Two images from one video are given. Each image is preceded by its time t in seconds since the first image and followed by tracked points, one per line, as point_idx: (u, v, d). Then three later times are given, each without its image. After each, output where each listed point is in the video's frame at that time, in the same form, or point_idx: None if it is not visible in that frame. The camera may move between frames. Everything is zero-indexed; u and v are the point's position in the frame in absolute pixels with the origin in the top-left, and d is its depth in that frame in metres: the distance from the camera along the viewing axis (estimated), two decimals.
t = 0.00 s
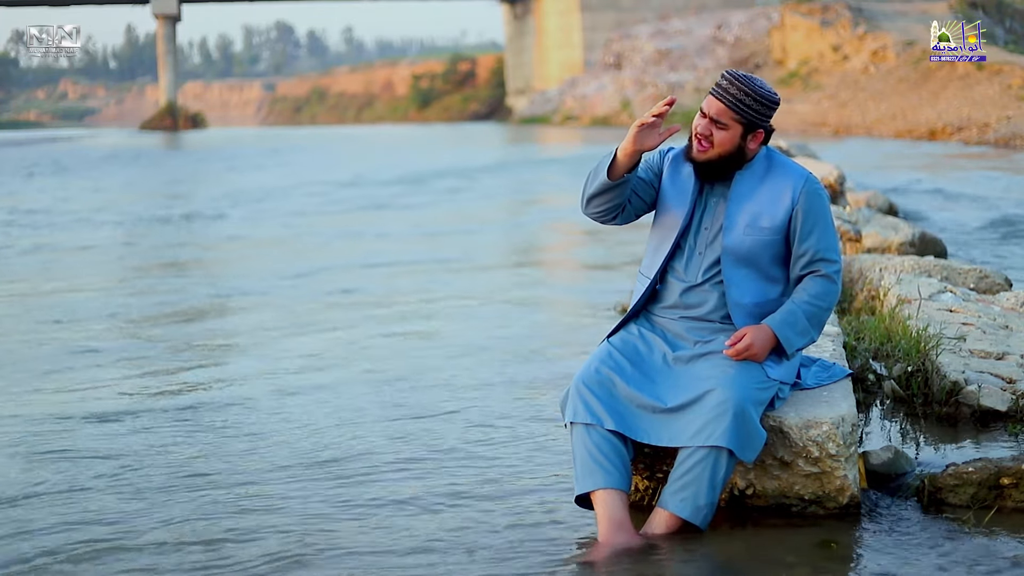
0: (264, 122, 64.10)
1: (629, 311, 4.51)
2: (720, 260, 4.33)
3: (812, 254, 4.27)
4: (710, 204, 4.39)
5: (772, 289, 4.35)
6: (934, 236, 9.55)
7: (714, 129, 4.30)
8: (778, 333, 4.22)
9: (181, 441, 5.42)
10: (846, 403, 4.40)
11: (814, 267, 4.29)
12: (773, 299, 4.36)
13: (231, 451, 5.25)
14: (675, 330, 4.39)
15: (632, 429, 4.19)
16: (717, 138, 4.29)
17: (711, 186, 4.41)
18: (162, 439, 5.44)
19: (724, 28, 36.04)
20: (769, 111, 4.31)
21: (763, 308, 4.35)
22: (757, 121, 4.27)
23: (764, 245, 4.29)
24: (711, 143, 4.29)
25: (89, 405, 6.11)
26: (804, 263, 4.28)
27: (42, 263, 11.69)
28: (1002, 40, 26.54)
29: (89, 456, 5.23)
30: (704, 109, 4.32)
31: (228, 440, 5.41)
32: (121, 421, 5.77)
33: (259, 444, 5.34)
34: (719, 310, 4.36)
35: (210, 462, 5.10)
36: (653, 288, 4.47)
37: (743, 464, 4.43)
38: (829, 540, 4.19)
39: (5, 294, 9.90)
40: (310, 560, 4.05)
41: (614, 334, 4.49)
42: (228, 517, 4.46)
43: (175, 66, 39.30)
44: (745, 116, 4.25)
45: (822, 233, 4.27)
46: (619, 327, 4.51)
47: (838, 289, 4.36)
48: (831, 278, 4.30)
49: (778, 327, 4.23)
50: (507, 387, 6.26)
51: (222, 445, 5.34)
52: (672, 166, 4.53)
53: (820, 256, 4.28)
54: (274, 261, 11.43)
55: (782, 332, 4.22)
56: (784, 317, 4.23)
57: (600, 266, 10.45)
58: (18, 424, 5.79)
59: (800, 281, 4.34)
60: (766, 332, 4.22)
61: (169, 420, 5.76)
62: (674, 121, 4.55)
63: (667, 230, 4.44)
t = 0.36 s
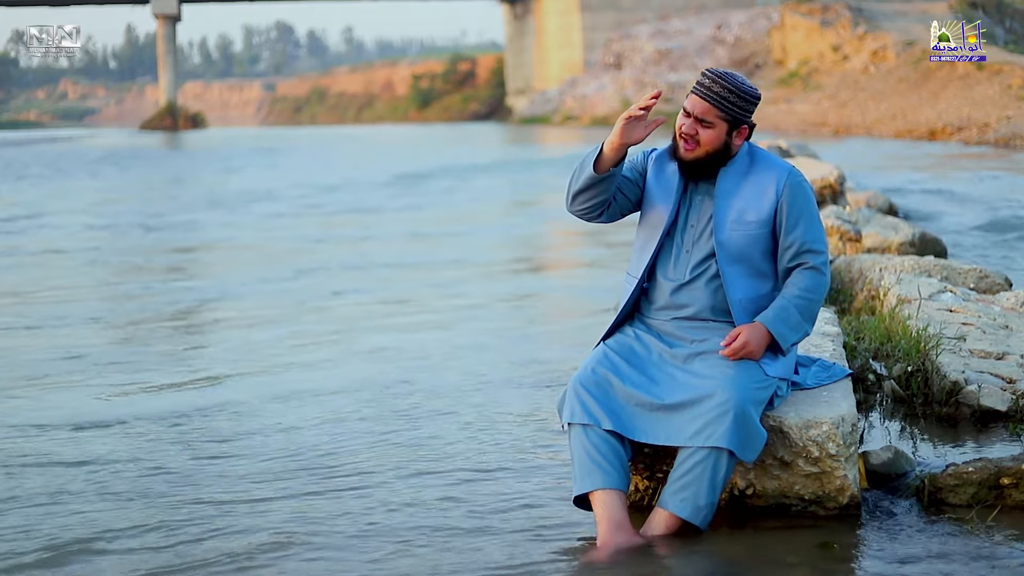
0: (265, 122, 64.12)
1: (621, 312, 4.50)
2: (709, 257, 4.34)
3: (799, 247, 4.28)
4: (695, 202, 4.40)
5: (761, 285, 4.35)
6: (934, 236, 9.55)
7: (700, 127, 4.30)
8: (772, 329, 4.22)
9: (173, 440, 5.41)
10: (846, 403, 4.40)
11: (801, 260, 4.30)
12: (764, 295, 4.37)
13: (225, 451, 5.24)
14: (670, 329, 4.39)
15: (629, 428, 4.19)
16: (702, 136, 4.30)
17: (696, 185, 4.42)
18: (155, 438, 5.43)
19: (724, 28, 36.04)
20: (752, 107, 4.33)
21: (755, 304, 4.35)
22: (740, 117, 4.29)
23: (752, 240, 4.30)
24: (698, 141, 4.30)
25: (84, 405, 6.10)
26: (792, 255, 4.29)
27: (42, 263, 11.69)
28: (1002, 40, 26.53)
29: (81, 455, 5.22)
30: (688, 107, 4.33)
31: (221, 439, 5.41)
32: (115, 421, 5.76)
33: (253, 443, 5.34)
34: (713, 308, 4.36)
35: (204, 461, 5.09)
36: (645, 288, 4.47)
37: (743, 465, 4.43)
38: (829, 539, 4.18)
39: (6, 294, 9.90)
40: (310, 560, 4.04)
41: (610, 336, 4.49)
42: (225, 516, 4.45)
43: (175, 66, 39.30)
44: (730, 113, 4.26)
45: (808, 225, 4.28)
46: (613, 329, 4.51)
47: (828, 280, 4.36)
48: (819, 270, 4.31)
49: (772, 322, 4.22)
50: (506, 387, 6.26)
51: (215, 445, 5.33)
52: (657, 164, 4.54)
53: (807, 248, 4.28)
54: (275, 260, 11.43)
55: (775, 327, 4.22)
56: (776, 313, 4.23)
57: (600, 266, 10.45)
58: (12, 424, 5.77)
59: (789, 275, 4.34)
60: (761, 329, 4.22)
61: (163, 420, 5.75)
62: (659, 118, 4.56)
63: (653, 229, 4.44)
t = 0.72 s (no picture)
0: (265, 122, 64.16)
1: (618, 314, 4.50)
2: (704, 257, 4.34)
3: (789, 243, 4.29)
4: (685, 203, 4.40)
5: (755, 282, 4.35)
6: (935, 236, 9.55)
7: (694, 125, 4.30)
8: (769, 327, 4.22)
9: (166, 441, 5.39)
10: (846, 403, 4.40)
11: (793, 256, 4.31)
12: (759, 292, 4.37)
13: (217, 452, 5.22)
14: (667, 329, 4.38)
15: (628, 428, 4.19)
16: (697, 134, 4.30)
17: (685, 185, 4.42)
18: (148, 440, 5.42)
19: (724, 28, 36.05)
20: (740, 102, 4.36)
21: (751, 302, 4.35)
22: (730, 112, 4.32)
23: (746, 238, 4.30)
24: (692, 139, 4.30)
25: (79, 407, 6.09)
26: (783, 251, 4.30)
27: (42, 263, 11.68)
28: (1002, 40, 26.52)
29: (75, 456, 5.21)
30: (677, 106, 4.33)
31: (212, 441, 5.39)
32: (109, 422, 5.74)
33: (245, 445, 5.33)
34: (709, 307, 4.36)
35: (196, 462, 5.08)
36: (641, 289, 4.47)
37: (743, 465, 4.42)
38: (829, 538, 4.18)
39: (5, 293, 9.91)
40: (309, 560, 4.04)
41: (607, 338, 4.49)
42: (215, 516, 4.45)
43: (175, 66, 39.31)
44: (722, 108, 4.28)
45: (798, 221, 4.29)
46: (611, 331, 4.51)
47: (819, 276, 4.37)
48: (810, 265, 4.31)
49: (768, 320, 4.22)
50: (506, 387, 6.25)
51: (207, 446, 5.32)
52: (646, 166, 4.54)
53: (797, 244, 4.29)
54: (275, 260, 11.44)
55: (771, 325, 4.22)
56: (771, 311, 4.23)
57: (599, 266, 10.45)
58: (7, 424, 5.77)
59: (781, 271, 4.35)
60: (757, 328, 4.21)
61: (157, 422, 5.73)
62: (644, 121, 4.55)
63: (644, 230, 4.43)
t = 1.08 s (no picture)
0: (265, 122, 64.18)
1: (617, 315, 4.50)
2: (702, 257, 4.34)
3: (784, 237, 4.30)
4: (680, 203, 4.41)
5: (752, 279, 4.35)
6: (935, 236, 9.55)
7: (689, 122, 4.31)
8: (767, 324, 4.23)
9: (160, 443, 5.39)
10: (846, 403, 4.40)
11: (788, 250, 4.31)
12: (757, 290, 4.37)
13: (211, 454, 5.22)
14: (666, 330, 4.39)
15: (628, 428, 4.19)
16: (695, 129, 4.30)
17: (679, 185, 4.43)
18: (142, 441, 5.42)
19: (724, 28, 36.05)
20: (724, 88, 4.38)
21: (750, 299, 4.35)
22: (717, 101, 4.34)
23: (742, 236, 4.31)
24: (691, 135, 4.30)
25: (74, 407, 6.08)
26: (778, 246, 4.31)
27: (41, 263, 11.68)
28: (1002, 40, 26.52)
29: (69, 458, 5.20)
30: (665, 104, 4.33)
31: (206, 442, 5.39)
32: (104, 423, 5.74)
33: (240, 446, 5.33)
34: (707, 306, 4.36)
35: (190, 464, 5.08)
36: (637, 291, 4.47)
37: (744, 465, 4.42)
38: (829, 539, 4.18)
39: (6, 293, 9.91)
40: (309, 562, 4.04)
41: (606, 339, 4.49)
42: (211, 518, 4.45)
43: (175, 66, 39.32)
44: (711, 98, 4.29)
45: (793, 214, 4.30)
46: (610, 332, 4.51)
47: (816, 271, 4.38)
48: (805, 260, 4.32)
49: (765, 318, 4.23)
50: (506, 387, 6.26)
51: (201, 447, 5.32)
52: (640, 167, 4.54)
53: (791, 238, 4.29)
54: (276, 260, 11.45)
55: (769, 322, 4.23)
56: (769, 308, 4.24)
57: (599, 266, 10.46)
58: (4, 424, 5.77)
59: (777, 267, 4.35)
60: (756, 326, 4.22)
61: (151, 423, 5.73)
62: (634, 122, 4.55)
63: (640, 233, 4.44)
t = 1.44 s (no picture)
0: (264, 122, 64.19)
1: (615, 315, 4.50)
2: (700, 257, 4.34)
3: (781, 233, 4.28)
4: (677, 203, 4.41)
5: (751, 277, 4.34)
6: (935, 236, 9.54)
7: (681, 118, 4.31)
8: (765, 323, 4.21)
9: (154, 446, 5.36)
10: (846, 403, 4.39)
11: (785, 246, 4.30)
12: (755, 288, 4.36)
13: (208, 455, 5.23)
14: (664, 330, 4.39)
15: (628, 428, 4.19)
16: (688, 124, 4.30)
17: (676, 185, 4.42)
18: (137, 444, 5.40)
19: (724, 28, 36.04)
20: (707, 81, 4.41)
21: (748, 297, 4.34)
22: (702, 94, 4.35)
23: (739, 234, 4.30)
24: (685, 131, 4.29)
25: (69, 410, 6.06)
26: (775, 241, 4.30)
27: (40, 263, 11.64)
28: (1002, 40, 26.51)
29: (63, 461, 5.18)
30: (652, 103, 4.34)
31: (200, 445, 5.37)
32: (98, 427, 5.72)
33: (238, 446, 5.34)
34: (706, 305, 4.35)
35: (183, 467, 5.05)
36: (635, 291, 4.47)
37: (743, 464, 4.42)
38: (829, 539, 4.17)
39: (6, 293, 9.90)
40: (308, 563, 4.04)
41: (604, 340, 4.49)
42: (207, 519, 4.46)
43: (175, 66, 39.30)
44: (696, 92, 4.30)
45: (790, 210, 4.29)
46: (608, 332, 4.51)
47: (814, 266, 4.36)
48: (802, 255, 4.30)
49: (763, 316, 4.22)
50: (506, 387, 6.25)
51: (195, 450, 5.29)
52: (635, 168, 4.55)
53: (788, 233, 4.28)
54: (276, 260, 11.44)
55: (767, 321, 4.22)
56: (766, 306, 4.22)
57: (599, 266, 10.46)
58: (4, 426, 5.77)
59: (776, 263, 4.34)
60: (753, 325, 4.21)
61: (146, 426, 5.71)
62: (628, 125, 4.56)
63: (637, 234, 4.43)
